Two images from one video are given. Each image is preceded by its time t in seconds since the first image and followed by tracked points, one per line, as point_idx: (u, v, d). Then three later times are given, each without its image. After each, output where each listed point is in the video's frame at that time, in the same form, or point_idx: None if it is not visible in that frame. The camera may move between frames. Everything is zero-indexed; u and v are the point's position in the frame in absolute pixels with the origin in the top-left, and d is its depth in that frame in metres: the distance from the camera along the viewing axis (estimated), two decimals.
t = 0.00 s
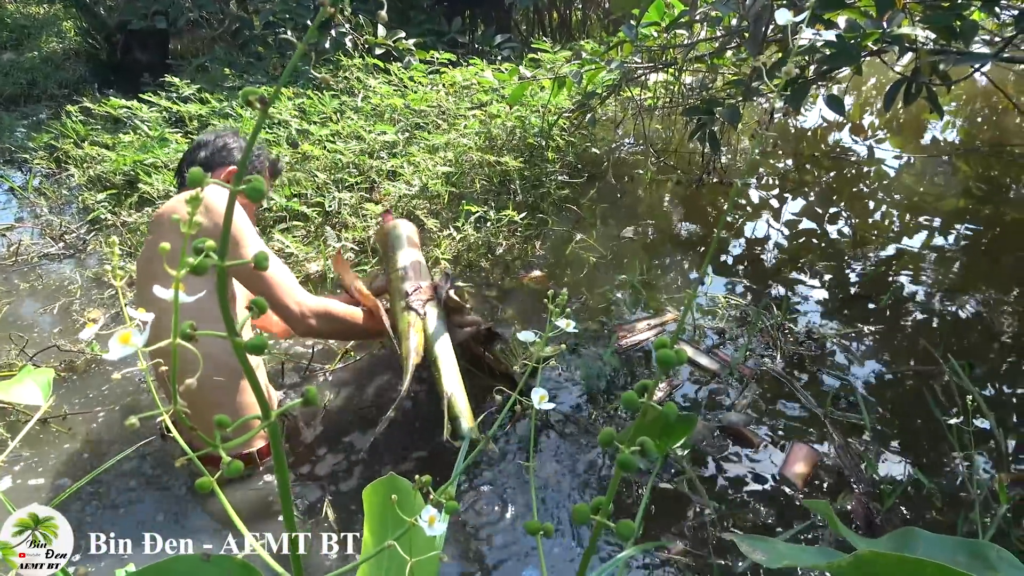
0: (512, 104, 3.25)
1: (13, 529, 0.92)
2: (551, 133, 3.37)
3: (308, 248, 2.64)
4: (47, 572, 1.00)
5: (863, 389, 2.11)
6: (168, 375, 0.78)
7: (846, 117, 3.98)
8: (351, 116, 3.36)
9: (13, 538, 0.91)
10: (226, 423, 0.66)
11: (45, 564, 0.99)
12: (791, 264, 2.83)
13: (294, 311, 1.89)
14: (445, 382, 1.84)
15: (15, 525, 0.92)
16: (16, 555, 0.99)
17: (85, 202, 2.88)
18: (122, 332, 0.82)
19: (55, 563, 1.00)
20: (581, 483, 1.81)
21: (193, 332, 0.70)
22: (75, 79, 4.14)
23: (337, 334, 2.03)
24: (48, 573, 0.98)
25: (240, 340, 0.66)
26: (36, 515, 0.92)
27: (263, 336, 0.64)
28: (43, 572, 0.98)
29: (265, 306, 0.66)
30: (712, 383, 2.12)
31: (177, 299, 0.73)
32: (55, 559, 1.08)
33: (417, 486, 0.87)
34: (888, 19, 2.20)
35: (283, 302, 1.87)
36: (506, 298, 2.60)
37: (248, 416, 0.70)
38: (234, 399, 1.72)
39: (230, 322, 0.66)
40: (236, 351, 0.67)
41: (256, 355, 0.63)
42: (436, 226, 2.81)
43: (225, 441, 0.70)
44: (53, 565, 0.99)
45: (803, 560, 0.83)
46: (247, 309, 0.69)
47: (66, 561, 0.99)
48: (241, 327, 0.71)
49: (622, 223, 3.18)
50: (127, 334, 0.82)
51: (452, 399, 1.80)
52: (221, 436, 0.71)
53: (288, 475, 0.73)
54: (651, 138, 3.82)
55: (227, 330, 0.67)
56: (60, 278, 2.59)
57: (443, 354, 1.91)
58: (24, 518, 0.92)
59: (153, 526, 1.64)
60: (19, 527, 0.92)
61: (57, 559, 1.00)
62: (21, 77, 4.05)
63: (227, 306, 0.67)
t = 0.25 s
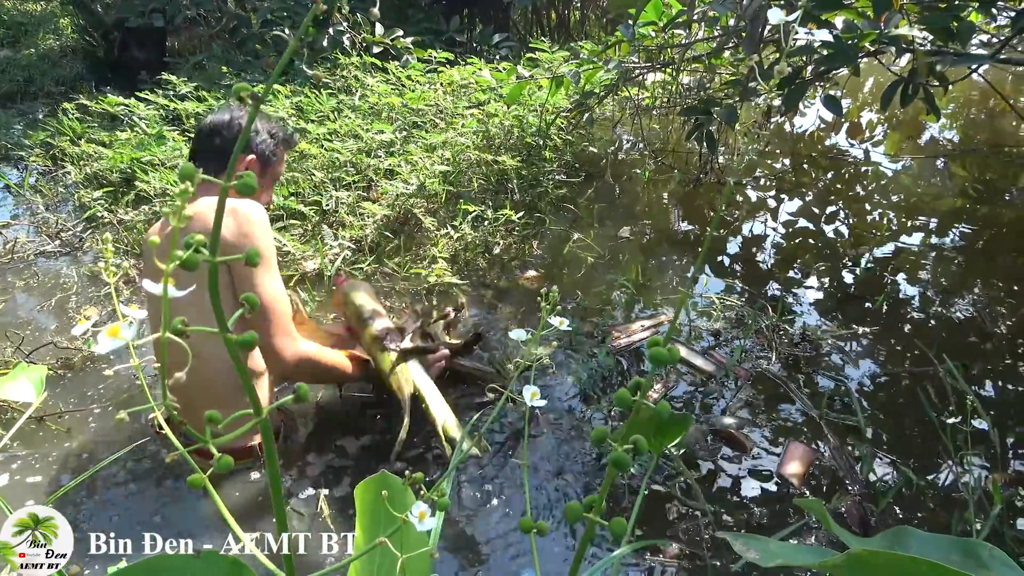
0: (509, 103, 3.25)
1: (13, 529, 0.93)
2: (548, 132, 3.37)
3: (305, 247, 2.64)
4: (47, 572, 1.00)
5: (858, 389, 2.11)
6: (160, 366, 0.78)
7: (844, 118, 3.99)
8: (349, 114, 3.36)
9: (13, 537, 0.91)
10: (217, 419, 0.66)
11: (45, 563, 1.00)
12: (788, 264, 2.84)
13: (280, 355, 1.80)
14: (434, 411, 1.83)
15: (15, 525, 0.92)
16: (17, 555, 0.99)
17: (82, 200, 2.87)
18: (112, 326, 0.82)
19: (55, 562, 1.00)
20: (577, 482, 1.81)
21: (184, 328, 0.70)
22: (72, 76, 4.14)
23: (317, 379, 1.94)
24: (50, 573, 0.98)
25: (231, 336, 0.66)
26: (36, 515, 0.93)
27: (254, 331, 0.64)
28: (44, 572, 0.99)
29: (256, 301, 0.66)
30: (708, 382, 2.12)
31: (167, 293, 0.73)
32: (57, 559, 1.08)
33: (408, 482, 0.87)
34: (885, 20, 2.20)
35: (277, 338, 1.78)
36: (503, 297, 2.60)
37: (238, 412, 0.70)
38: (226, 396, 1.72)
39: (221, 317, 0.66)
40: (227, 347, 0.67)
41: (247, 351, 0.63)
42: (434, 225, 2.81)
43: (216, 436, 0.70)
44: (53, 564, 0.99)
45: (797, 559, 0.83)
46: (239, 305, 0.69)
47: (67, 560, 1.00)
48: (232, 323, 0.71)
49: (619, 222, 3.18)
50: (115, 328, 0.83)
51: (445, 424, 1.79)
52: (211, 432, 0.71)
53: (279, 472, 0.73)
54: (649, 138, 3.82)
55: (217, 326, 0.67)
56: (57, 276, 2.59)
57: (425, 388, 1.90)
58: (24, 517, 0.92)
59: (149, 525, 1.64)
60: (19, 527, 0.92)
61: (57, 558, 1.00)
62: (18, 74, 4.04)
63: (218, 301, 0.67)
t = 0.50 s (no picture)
0: (506, 102, 3.25)
1: (13, 529, 0.93)
2: (546, 131, 3.38)
3: (302, 245, 2.64)
4: (46, 571, 1.01)
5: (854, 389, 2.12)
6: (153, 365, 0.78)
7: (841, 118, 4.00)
8: (346, 113, 3.35)
9: (13, 537, 0.92)
10: (209, 414, 0.67)
11: (45, 562, 1.00)
12: (785, 263, 2.85)
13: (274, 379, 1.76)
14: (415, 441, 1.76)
15: (16, 525, 0.93)
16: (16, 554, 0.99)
17: (79, 197, 2.87)
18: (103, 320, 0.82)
19: (55, 561, 1.00)
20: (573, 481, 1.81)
21: (177, 324, 0.70)
22: (69, 73, 4.13)
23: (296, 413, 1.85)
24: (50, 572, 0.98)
25: (223, 331, 0.66)
26: (37, 515, 0.93)
27: (246, 327, 0.64)
28: (43, 571, 0.99)
29: (249, 296, 0.67)
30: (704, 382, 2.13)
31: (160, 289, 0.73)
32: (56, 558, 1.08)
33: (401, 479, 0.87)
34: (881, 20, 2.20)
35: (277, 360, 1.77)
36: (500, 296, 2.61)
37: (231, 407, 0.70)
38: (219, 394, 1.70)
39: (213, 313, 0.66)
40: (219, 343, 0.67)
41: (239, 347, 0.63)
42: (431, 224, 2.81)
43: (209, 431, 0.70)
44: (54, 564, 1.00)
45: (789, 556, 0.84)
46: (231, 301, 0.69)
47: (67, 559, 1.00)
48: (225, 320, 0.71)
49: (616, 222, 3.19)
50: (106, 322, 0.83)
51: (431, 453, 1.72)
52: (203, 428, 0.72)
53: (273, 468, 0.73)
54: (646, 137, 3.82)
55: (210, 322, 0.67)
56: (54, 273, 2.59)
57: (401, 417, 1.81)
58: (25, 517, 0.93)
59: (147, 523, 1.64)
60: (19, 526, 0.93)
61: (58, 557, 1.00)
62: (15, 71, 4.04)
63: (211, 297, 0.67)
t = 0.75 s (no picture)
0: (502, 102, 3.25)
1: (13, 529, 0.93)
2: (542, 130, 3.38)
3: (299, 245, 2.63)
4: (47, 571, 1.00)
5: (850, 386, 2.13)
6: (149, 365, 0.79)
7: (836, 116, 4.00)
8: (342, 113, 3.35)
9: (13, 537, 0.91)
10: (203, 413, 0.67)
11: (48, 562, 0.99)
12: (781, 262, 2.85)
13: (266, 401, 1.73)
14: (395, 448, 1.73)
15: (15, 525, 0.92)
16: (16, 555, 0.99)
17: (74, 198, 2.86)
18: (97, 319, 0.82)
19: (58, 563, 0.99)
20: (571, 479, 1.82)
21: (170, 323, 0.70)
22: (64, 74, 4.12)
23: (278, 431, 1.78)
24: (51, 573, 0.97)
25: (216, 331, 0.66)
26: (36, 515, 0.93)
27: (239, 326, 0.64)
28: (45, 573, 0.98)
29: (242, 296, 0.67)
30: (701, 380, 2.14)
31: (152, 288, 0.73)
32: (55, 560, 1.08)
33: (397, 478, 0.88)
34: (877, 19, 2.20)
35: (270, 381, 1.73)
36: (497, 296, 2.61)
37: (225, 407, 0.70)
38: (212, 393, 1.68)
39: (206, 312, 0.66)
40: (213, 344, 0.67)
41: (232, 346, 0.63)
42: (427, 223, 2.81)
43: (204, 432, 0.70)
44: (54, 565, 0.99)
45: (784, 553, 0.84)
46: (224, 301, 0.69)
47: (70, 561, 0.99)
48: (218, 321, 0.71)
49: (612, 220, 3.19)
50: (98, 322, 0.83)
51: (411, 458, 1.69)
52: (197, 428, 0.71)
53: (267, 467, 0.73)
54: (642, 136, 3.83)
55: (202, 321, 0.67)
56: (50, 275, 2.58)
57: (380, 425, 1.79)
58: (24, 517, 0.92)
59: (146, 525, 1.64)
60: (19, 527, 0.92)
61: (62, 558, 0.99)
62: (9, 72, 4.03)
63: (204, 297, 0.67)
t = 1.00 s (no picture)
0: (497, 101, 3.25)
1: (13, 529, 0.93)
2: (537, 128, 3.38)
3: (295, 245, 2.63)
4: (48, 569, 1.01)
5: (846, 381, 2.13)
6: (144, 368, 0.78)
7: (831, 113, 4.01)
8: (337, 112, 3.34)
9: (13, 537, 0.91)
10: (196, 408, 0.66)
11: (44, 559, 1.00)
12: (776, 258, 2.86)
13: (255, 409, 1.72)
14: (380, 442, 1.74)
15: (15, 525, 0.92)
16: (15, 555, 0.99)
17: (69, 200, 2.85)
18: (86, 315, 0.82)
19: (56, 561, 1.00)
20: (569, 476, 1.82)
21: (162, 319, 0.70)
22: (57, 76, 4.10)
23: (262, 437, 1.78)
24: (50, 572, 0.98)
25: (209, 326, 0.66)
26: (36, 515, 0.93)
27: (232, 321, 0.64)
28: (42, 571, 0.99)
29: (235, 290, 0.67)
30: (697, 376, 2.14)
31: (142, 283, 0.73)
32: (55, 560, 1.08)
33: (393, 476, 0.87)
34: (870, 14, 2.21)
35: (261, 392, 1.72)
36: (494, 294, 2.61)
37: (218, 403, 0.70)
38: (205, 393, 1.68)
39: (198, 308, 0.66)
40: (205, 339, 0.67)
41: (225, 341, 0.63)
42: (423, 222, 2.81)
43: (198, 427, 0.70)
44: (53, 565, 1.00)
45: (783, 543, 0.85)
46: (216, 297, 0.69)
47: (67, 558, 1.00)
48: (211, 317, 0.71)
49: (608, 218, 3.19)
50: (87, 317, 0.83)
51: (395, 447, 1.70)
52: (190, 424, 0.71)
53: (262, 463, 0.73)
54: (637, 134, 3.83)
55: (194, 317, 0.67)
56: (45, 277, 2.57)
57: (367, 423, 1.80)
58: (24, 517, 0.92)
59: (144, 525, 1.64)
60: (19, 527, 0.92)
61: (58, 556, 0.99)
62: (3, 74, 4.01)
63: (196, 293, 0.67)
